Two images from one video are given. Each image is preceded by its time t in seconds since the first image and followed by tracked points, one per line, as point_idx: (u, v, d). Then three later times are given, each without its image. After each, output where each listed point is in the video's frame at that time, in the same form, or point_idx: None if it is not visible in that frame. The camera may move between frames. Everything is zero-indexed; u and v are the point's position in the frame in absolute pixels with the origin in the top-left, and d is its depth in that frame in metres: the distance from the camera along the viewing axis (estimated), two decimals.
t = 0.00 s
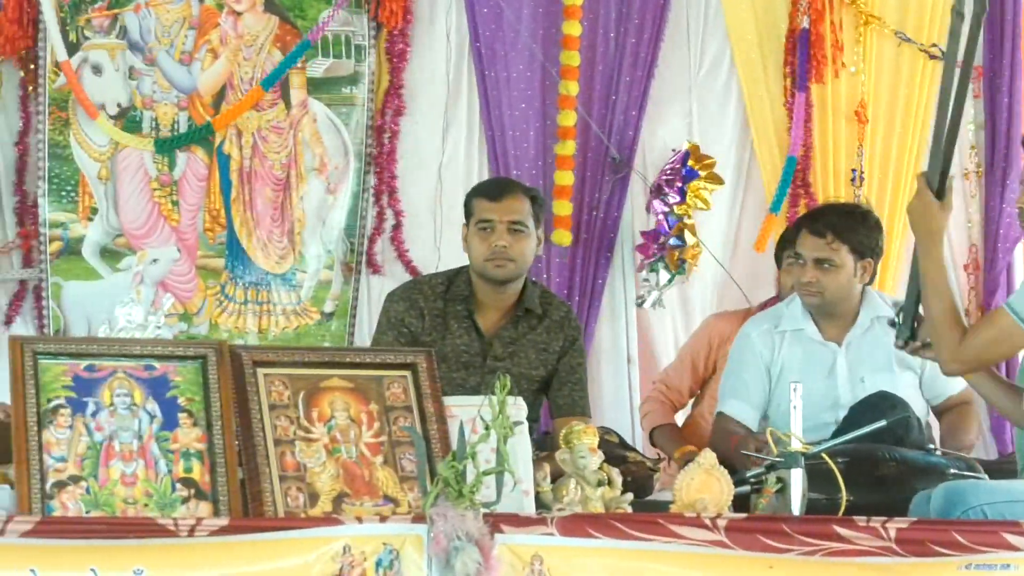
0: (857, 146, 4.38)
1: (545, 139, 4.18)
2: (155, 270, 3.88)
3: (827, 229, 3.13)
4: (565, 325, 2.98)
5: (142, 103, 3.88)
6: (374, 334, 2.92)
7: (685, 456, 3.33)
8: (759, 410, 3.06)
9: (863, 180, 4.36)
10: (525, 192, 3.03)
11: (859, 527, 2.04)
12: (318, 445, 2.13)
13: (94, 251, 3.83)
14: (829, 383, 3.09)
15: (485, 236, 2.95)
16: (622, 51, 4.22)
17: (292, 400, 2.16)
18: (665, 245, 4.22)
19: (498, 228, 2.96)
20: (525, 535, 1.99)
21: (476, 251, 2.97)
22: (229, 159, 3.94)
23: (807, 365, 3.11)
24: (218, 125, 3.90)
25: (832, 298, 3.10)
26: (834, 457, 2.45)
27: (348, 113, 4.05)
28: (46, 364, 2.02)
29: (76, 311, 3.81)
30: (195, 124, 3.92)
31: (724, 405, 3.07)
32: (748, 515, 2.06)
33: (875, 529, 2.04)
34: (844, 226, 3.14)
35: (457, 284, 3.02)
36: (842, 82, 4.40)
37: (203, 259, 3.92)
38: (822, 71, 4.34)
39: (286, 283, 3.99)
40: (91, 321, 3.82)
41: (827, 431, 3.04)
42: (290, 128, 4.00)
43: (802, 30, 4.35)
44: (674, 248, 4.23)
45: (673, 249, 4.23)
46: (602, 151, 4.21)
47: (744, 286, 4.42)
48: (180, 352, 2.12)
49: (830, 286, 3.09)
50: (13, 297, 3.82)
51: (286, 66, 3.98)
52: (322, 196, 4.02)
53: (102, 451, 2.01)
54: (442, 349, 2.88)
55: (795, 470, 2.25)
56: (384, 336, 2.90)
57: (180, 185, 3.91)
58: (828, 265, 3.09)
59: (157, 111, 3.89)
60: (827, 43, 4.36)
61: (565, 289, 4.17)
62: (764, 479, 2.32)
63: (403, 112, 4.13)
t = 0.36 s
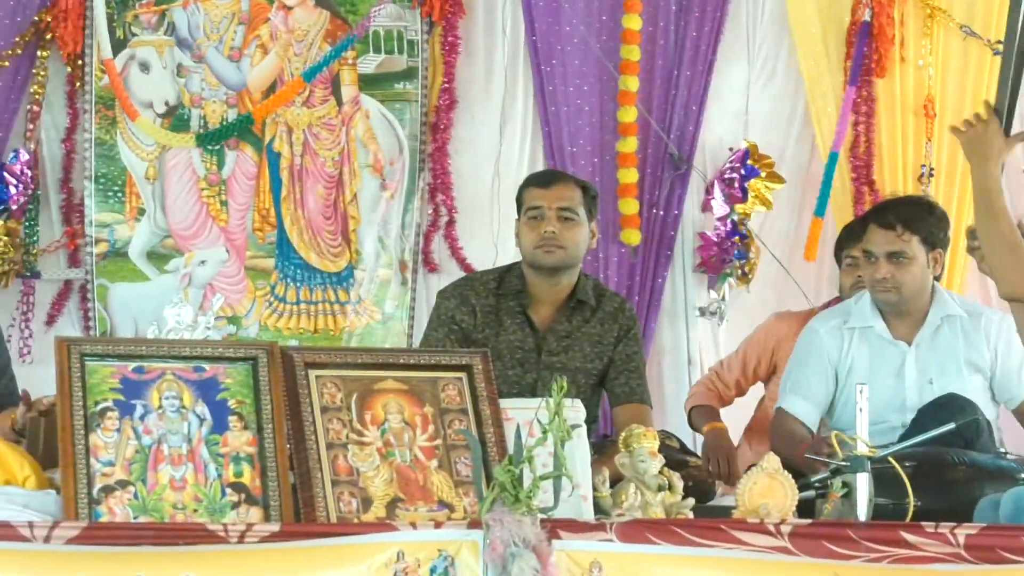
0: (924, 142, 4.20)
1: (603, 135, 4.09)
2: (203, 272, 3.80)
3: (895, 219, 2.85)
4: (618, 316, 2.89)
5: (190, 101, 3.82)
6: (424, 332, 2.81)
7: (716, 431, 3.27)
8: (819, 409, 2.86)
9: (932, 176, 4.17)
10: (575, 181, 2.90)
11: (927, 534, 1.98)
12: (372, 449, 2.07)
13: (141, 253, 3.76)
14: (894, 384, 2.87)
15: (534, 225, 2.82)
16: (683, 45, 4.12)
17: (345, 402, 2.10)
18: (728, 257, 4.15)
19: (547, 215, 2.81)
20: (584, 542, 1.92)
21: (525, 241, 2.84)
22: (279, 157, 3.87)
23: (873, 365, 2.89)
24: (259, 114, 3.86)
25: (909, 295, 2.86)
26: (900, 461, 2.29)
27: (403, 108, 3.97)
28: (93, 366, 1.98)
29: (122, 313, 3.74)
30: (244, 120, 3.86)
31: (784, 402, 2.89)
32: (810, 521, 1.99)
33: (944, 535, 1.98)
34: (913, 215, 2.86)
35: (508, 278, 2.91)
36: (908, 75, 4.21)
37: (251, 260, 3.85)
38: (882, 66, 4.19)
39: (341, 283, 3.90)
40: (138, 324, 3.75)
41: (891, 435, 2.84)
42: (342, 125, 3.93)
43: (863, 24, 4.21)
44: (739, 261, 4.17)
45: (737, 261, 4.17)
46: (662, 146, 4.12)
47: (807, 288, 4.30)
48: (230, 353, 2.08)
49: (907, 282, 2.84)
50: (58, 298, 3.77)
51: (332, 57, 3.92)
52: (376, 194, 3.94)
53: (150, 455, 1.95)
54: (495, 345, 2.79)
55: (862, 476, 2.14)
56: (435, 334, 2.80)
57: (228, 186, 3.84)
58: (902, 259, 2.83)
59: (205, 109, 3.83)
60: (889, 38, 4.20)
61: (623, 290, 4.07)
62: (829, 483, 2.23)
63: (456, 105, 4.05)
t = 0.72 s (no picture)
0: (993, 136, 3.98)
1: (658, 131, 3.78)
2: (240, 276, 3.54)
3: (965, 210, 2.71)
4: (672, 322, 2.74)
5: (228, 97, 3.55)
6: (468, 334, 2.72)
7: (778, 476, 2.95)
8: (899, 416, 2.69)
9: (1002, 173, 3.95)
10: (626, 178, 2.79)
11: (996, 546, 1.85)
12: (418, 458, 1.98)
13: (178, 254, 3.51)
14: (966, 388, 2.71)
15: (582, 225, 2.71)
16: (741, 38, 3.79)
17: (390, 409, 2.01)
18: (786, 267, 3.92)
19: (597, 214, 2.71)
20: (639, 553, 1.82)
21: (573, 241, 2.73)
22: (319, 155, 3.59)
23: (944, 369, 2.73)
24: (302, 117, 3.58)
25: (979, 290, 2.71)
26: (968, 470, 2.13)
27: (449, 103, 3.67)
28: (128, 372, 1.90)
29: (159, 316, 3.48)
30: (284, 120, 3.59)
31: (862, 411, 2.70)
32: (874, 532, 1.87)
33: (1013, 547, 1.85)
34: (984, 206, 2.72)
35: (557, 279, 2.81)
36: (976, 65, 3.97)
37: (290, 263, 3.57)
38: (950, 58, 3.93)
39: (384, 288, 3.61)
40: (175, 327, 3.48)
41: (965, 441, 2.66)
42: (385, 122, 3.64)
43: (929, 14, 3.95)
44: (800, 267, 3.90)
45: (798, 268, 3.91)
46: (718, 143, 3.80)
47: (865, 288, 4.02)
48: (270, 358, 1.99)
49: (977, 275, 2.69)
50: (95, 299, 3.54)
51: (380, 59, 3.61)
52: (422, 193, 3.64)
53: (187, 465, 1.88)
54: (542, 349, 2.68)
55: (928, 485, 2.03)
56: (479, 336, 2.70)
57: (266, 187, 3.57)
58: (970, 251, 2.69)
59: (242, 105, 3.57)
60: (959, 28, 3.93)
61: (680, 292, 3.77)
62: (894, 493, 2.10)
63: (507, 102, 3.76)
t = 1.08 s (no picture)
0: None
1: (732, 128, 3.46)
2: (300, 279, 3.23)
3: None
4: (749, 327, 2.64)
5: (288, 95, 3.25)
6: (539, 340, 2.61)
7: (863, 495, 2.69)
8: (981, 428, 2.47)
9: None
10: (696, 178, 2.69)
11: None
12: (485, 466, 1.90)
13: (237, 257, 3.21)
14: None
15: (650, 229, 2.63)
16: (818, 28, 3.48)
17: (457, 416, 1.93)
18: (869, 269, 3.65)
19: (665, 217, 2.63)
20: (714, 565, 1.72)
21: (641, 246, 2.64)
22: (381, 156, 3.29)
23: None
24: (382, 127, 3.28)
25: None
26: None
27: (515, 102, 3.34)
28: (187, 377, 1.82)
29: (214, 319, 3.19)
30: (347, 121, 3.28)
31: (936, 422, 2.50)
32: (957, 544, 1.78)
33: None
34: None
35: (629, 283, 2.69)
36: None
37: (351, 266, 3.26)
38: None
39: (445, 294, 3.28)
40: (231, 332, 3.20)
41: None
42: (450, 121, 3.32)
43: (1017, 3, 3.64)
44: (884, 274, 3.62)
45: (877, 273, 3.63)
46: (795, 140, 3.48)
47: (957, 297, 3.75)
48: (333, 363, 1.92)
49: None
50: (152, 300, 3.26)
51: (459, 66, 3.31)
52: (485, 195, 3.32)
53: (248, 473, 1.80)
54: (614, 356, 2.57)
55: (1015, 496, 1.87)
56: (550, 343, 2.59)
57: (328, 186, 3.27)
58: None
59: (303, 103, 3.26)
60: None
61: (757, 294, 3.45)
62: (978, 501, 1.96)
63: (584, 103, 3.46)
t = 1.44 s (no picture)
0: None
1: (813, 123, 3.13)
2: (359, 281, 2.76)
3: None
4: (832, 332, 2.50)
5: (348, 90, 2.79)
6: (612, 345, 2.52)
7: (944, 511, 2.48)
8: None
9: None
10: (774, 176, 2.55)
11: None
12: (555, 477, 1.80)
13: (294, 261, 2.74)
14: None
15: (723, 231, 2.51)
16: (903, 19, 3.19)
17: (525, 424, 1.83)
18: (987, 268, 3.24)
19: (741, 218, 2.50)
20: None
21: (716, 248, 2.53)
22: (446, 154, 2.83)
23: None
24: (460, 127, 2.81)
25: None
26: None
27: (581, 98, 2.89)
28: (244, 384, 1.74)
29: (270, 323, 2.72)
30: (410, 118, 2.82)
31: None
32: None
33: None
34: None
35: (705, 286, 2.57)
36: None
37: (413, 268, 2.79)
38: None
39: (507, 296, 2.81)
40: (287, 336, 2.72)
41: None
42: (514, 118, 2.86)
43: None
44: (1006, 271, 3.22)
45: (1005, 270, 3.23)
46: (878, 136, 3.18)
47: None
48: (395, 370, 1.83)
49: None
50: (210, 304, 2.83)
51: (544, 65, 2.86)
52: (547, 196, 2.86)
53: (307, 484, 1.71)
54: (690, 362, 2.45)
55: None
56: (624, 347, 2.49)
57: (391, 185, 2.80)
58: None
59: (364, 99, 2.80)
60: None
61: (838, 299, 3.13)
62: None
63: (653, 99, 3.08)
